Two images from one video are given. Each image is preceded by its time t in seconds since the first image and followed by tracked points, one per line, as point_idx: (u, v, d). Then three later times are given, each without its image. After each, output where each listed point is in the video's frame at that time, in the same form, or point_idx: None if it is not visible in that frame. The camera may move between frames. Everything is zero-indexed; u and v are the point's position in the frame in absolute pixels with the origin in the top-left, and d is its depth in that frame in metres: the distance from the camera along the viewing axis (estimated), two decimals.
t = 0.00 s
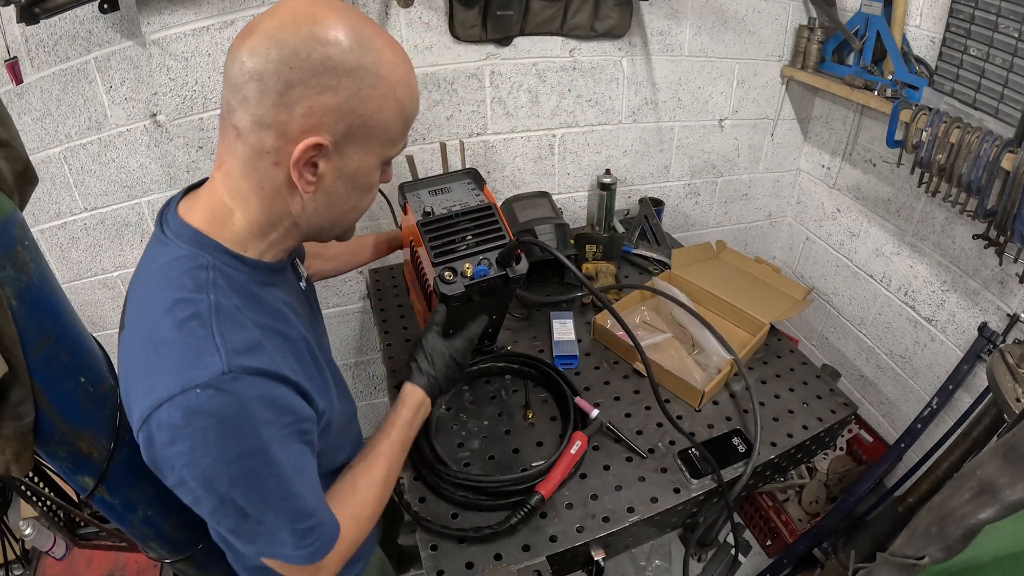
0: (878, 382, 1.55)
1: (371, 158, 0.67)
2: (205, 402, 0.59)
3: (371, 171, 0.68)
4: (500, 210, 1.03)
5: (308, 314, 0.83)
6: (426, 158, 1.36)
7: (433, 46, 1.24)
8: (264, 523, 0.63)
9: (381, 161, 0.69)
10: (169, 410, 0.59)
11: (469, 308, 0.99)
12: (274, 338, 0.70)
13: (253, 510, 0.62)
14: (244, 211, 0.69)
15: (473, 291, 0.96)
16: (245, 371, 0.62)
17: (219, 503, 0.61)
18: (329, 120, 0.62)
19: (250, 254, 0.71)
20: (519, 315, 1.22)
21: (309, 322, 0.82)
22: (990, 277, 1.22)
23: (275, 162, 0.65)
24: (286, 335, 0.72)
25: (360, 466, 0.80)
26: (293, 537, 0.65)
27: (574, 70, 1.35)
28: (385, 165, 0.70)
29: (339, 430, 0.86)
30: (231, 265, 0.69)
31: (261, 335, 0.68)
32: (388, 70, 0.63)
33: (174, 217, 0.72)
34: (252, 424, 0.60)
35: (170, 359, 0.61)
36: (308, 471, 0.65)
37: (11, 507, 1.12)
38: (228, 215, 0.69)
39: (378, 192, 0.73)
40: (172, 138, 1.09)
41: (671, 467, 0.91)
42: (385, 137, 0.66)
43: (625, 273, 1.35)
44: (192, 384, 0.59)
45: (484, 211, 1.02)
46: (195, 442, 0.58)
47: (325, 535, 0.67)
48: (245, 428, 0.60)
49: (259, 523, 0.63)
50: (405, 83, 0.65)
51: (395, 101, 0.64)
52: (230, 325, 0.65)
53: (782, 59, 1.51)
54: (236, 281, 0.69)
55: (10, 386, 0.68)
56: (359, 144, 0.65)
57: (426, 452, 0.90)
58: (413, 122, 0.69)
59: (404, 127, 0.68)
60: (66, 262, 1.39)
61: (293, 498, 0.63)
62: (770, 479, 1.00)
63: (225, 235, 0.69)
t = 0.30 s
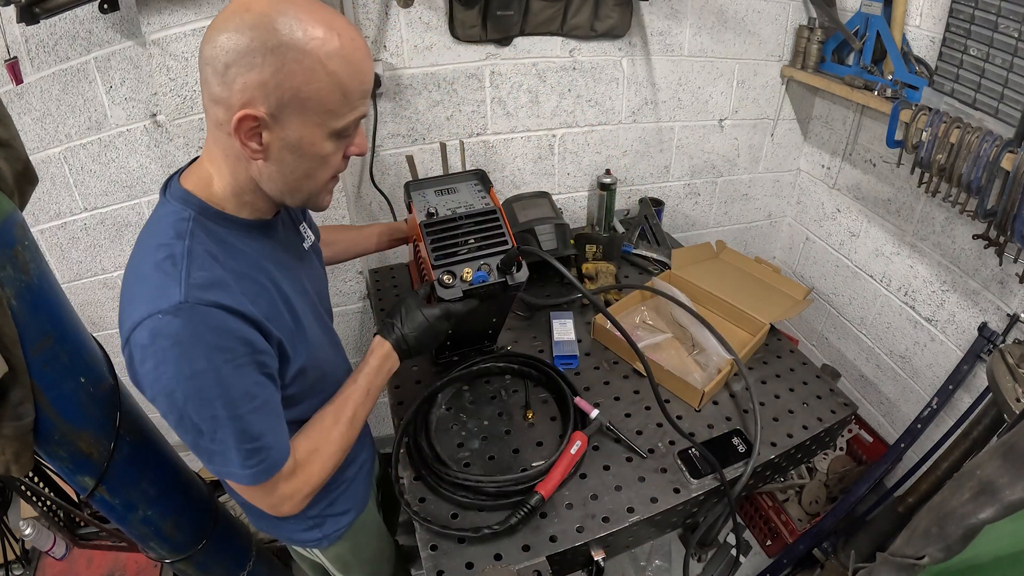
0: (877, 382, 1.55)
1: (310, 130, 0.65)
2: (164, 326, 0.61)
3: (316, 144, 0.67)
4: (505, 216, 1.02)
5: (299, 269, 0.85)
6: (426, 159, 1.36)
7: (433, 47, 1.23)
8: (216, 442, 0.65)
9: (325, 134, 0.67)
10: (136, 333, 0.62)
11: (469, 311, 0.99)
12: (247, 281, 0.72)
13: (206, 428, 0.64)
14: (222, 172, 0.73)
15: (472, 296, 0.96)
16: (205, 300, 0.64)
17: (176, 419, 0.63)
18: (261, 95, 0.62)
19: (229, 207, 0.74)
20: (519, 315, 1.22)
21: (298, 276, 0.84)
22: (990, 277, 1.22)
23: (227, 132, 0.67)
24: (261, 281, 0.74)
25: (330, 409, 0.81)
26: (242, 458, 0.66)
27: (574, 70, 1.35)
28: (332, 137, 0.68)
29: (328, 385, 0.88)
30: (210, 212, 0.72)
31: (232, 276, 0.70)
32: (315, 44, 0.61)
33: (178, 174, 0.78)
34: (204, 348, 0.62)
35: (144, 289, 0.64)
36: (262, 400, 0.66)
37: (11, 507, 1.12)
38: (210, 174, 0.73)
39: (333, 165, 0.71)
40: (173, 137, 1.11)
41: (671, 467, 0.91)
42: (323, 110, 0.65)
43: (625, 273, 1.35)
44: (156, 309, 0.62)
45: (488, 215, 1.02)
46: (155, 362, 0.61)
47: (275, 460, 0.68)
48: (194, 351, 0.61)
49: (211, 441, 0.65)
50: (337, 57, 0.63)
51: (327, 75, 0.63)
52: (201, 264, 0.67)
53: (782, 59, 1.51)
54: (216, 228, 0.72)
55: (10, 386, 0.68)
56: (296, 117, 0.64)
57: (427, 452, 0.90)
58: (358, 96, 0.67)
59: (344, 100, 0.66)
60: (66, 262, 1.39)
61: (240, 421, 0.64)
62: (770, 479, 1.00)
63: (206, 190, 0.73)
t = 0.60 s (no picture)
0: (877, 382, 1.55)
1: (297, 119, 0.65)
2: (150, 298, 0.62)
3: (303, 134, 0.67)
4: (509, 219, 1.02)
5: (303, 258, 0.85)
6: (426, 159, 1.36)
7: (433, 47, 1.23)
8: (198, 419, 0.65)
9: (312, 124, 0.66)
10: (125, 306, 0.63)
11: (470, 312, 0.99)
12: (241, 265, 0.72)
13: (187, 402, 0.64)
14: (222, 159, 0.74)
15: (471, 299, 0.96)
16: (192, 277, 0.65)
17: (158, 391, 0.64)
18: (249, 84, 0.63)
19: (228, 193, 0.75)
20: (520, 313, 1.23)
21: (301, 266, 0.84)
22: (990, 277, 1.22)
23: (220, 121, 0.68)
24: (256, 267, 0.74)
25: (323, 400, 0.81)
26: (221, 435, 0.66)
27: (574, 70, 1.35)
28: (321, 128, 0.67)
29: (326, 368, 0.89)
30: (207, 194, 0.72)
31: (224, 258, 0.70)
32: (301, 35, 0.62)
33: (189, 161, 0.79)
34: (188, 322, 0.63)
35: (137, 265, 0.66)
36: (244, 380, 0.67)
37: (11, 507, 1.12)
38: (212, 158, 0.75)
39: (324, 156, 0.71)
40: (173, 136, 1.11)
41: (671, 467, 0.91)
42: (309, 100, 0.64)
43: (625, 273, 1.35)
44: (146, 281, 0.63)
45: (492, 218, 1.02)
46: (140, 335, 0.62)
47: (254, 441, 0.68)
48: (174, 325, 0.62)
49: (193, 416, 0.65)
50: (322, 48, 0.63)
51: (312, 65, 0.63)
52: (193, 243, 0.68)
53: (783, 59, 1.51)
54: (213, 210, 0.73)
55: (10, 387, 0.68)
56: (282, 107, 0.64)
57: (427, 453, 0.90)
58: (347, 88, 0.67)
59: (331, 91, 0.65)
60: (66, 262, 1.39)
61: (219, 398, 0.64)
62: (770, 479, 1.00)
63: (209, 176, 0.75)
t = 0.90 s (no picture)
0: (877, 382, 1.55)
1: (323, 137, 0.64)
2: (170, 335, 0.61)
3: (329, 151, 0.66)
4: (502, 207, 1.03)
5: (306, 276, 0.84)
6: (426, 159, 1.36)
7: (433, 46, 1.23)
8: (224, 457, 0.64)
9: (339, 142, 0.66)
10: (141, 343, 0.62)
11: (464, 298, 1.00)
12: (255, 290, 0.71)
13: (211, 442, 0.63)
14: (230, 173, 0.72)
15: (464, 283, 0.97)
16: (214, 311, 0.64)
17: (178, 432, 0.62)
18: (275, 96, 0.62)
19: (237, 211, 0.73)
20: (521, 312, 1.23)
21: (305, 285, 0.83)
22: (990, 277, 1.22)
23: (238, 132, 0.66)
24: (269, 289, 0.74)
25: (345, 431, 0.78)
26: (250, 473, 0.65)
27: (574, 70, 1.35)
28: (346, 146, 0.67)
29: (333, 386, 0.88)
30: (216, 215, 0.71)
31: (239, 284, 0.70)
32: (335, 48, 0.61)
33: (184, 175, 0.77)
34: (213, 358, 0.62)
35: (148, 298, 0.64)
36: (271, 411, 0.66)
37: (11, 507, 1.12)
38: (218, 176, 0.73)
39: (346, 174, 0.70)
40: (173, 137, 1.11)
41: (671, 467, 0.91)
42: (338, 117, 0.64)
43: (625, 273, 1.35)
44: (163, 318, 0.62)
45: (485, 206, 1.02)
46: (158, 373, 0.61)
47: (285, 476, 0.68)
48: (199, 363, 0.61)
49: (219, 455, 0.64)
50: (357, 63, 0.62)
51: (345, 81, 0.62)
52: (208, 271, 0.67)
53: (782, 59, 1.51)
54: (222, 234, 0.71)
55: (10, 386, 0.68)
56: (309, 122, 0.63)
57: (427, 453, 0.90)
58: (377, 106, 0.66)
59: (362, 109, 0.64)
60: (66, 262, 1.39)
61: (248, 435, 0.64)
62: (770, 479, 1.00)
63: (213, 194, 0.72)
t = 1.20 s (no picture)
0: (877, 382, 1.55)
1: (334, 155, 0.64)
2: (202, 369, 0.60)
3: (340, 169, 0.66)
4: (502, 207, 1.03)
5: (307, 285, 0.84)
6: (426, 159, 1.36)
7: (433, 46, 1.23)
8: (266, 479, 0.65)
9: (350, 159, 0.66)
10: (172, 379, 0.61)
11: (464, 297, 1.00)
12: (269, 306, 0.71)
13: (252, 467, 0.63)
14: (232, 190, 0.71)
15: (464, 282, 0.97)
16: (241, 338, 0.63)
17: (219, 464, 0.63)
18: (285, 113, 0.61)
19: (241, 228, 0.72)
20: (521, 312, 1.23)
21: (308, 294, 0.83)
22: (990, 277, 1.22)
23: (243, 149, 0.65)
24: (281, 303, 0.73)
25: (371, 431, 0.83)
26: (294, 488, 0.67)
27: (574, 70, 1.35)
28: (356, 163, 0.67)
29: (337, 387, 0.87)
30: (224, 237, 0.70)
31: (256, 303, 0.69)
32: (348, 64, 0.60)
33: (167, 198, 0.74)
34: (249, 386, 0.62)
35: (169, 333, 0.62)
36: (306, 428, 0.67)
37: (11, 507, 1.12)
38: (220, 196, 0.71)
39: (353, 189, 0.70)
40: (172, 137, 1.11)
41: (671, 467, 0.91)
42: (350, 135, 0.64)
43: (625, 273, 1.35)
44: (191, 353, 0.61)
45: (485, 206, 1.02)
46: (194, 408, 0.60)
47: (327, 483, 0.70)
48: (240, 392, 0.61)
49: (259, 480, 0.65)
50: (370, 79, 0.62)
51: (358, 98, 0.62)
52: (225, 294, 0.66)
53: (782, 59, 1.51)
54: (230, 255, 0.71)
55: (10, 386, 0.68)
56: (319, 139, 0.63)
57: (426, 453, 0.90)
58: (387, 122, 0.66)
59: (373, 126, 0.65)
60: (66, 262, 1.39)
61: (293, 452, 0.65)
62: (770, 479, 0.99)
63: (219, 216, 0.71)
